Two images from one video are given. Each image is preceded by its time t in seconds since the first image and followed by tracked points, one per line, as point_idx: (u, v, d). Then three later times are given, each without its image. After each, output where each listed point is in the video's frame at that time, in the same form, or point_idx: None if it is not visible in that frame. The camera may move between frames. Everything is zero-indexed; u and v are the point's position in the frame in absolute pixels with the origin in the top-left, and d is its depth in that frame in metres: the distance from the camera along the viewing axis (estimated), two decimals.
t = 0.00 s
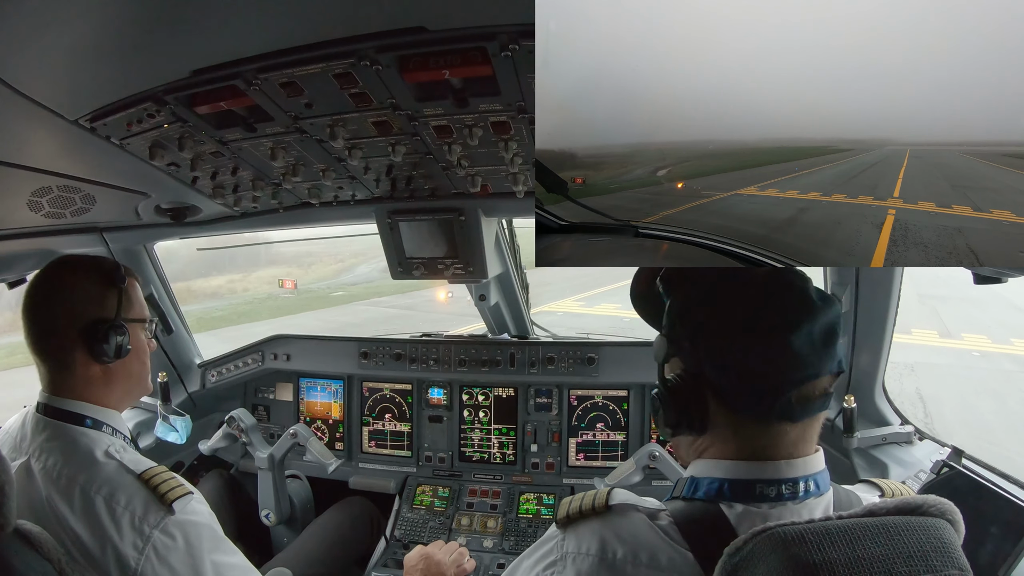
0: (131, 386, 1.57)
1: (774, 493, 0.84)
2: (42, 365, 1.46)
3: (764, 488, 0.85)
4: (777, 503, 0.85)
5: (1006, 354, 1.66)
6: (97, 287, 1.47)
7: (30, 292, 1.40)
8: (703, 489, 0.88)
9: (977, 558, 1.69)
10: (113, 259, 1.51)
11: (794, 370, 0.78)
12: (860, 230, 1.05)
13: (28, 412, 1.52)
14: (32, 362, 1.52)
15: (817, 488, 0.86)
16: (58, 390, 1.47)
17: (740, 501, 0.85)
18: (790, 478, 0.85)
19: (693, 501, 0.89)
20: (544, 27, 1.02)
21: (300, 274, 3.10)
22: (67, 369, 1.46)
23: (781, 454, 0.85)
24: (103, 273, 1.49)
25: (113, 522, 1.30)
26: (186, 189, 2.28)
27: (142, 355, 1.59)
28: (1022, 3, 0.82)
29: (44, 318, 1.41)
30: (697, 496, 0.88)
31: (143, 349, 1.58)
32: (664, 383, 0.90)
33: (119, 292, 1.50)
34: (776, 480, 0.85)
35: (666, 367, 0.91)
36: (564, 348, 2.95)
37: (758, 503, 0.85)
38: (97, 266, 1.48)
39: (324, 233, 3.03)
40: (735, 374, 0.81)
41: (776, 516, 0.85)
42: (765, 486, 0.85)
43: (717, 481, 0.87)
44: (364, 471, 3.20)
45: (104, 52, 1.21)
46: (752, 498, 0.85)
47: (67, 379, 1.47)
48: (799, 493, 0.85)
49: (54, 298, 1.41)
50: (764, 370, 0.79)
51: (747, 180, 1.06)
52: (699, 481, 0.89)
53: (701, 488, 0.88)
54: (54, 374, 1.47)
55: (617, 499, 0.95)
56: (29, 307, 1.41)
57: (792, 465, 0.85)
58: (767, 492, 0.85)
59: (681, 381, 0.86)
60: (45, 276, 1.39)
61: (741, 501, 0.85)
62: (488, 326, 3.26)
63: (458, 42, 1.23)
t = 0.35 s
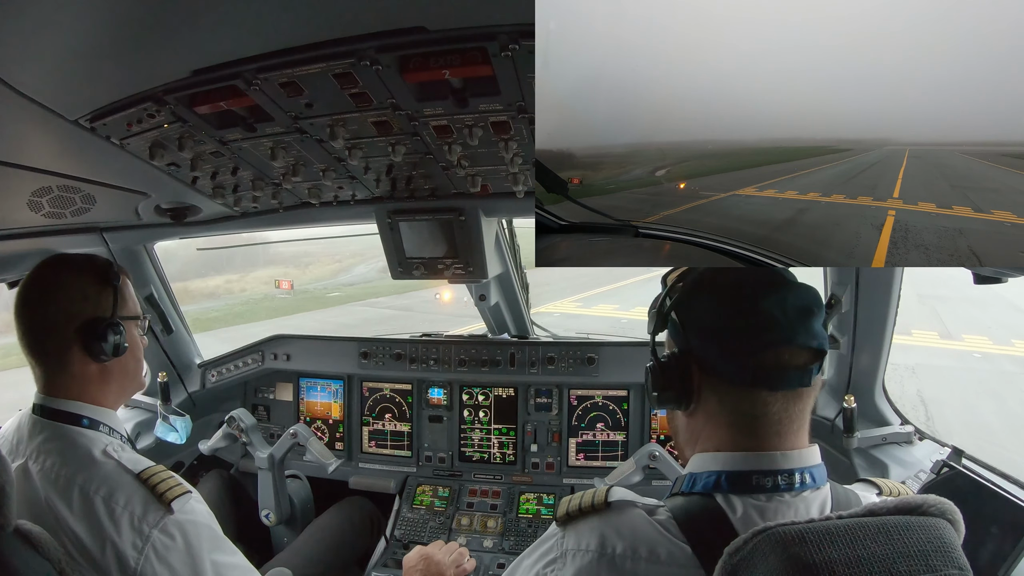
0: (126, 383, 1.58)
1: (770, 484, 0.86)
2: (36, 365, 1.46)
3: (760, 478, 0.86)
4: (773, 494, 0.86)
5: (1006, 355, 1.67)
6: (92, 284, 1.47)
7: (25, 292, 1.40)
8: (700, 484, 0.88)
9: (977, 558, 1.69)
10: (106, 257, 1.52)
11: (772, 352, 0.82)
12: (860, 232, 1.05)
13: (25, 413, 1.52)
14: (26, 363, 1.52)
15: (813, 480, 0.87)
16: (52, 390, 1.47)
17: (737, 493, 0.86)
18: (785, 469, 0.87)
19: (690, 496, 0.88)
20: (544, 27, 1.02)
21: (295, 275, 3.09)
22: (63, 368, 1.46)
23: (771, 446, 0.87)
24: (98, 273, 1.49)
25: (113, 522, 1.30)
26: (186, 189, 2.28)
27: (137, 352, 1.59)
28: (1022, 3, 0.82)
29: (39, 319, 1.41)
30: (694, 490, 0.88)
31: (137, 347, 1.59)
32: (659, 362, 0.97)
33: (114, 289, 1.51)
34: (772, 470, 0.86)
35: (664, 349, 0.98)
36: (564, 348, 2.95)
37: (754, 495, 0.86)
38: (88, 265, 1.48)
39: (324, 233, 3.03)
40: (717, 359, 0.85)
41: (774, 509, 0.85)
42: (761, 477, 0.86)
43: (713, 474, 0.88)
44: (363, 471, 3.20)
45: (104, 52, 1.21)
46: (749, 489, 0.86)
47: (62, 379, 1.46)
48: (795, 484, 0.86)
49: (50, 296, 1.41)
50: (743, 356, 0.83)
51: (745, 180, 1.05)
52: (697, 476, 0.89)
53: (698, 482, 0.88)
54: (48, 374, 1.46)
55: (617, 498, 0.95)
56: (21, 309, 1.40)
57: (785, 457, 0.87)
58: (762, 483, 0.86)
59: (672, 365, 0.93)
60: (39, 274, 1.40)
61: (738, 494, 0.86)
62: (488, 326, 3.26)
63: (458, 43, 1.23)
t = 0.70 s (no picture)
0: (123, 382, 1.58)
1: (770, 483, 0.86)
2: (34, 367, 1.46)
3: (760, 478, 0.86)
4: (773, 493, 0.86)
5: (1009, 356, 1.65)
6: (90, 285, 1.47)
7: (21, 293, 1.39)
8: (701, 484, 0.88)
9: (977, 558, 1.69)
10: (101, 258, 1.49)
11: (772, 350, 0.82)
12: (861, 234, 1.05)
13: (22, 415, 1.51)
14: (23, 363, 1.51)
15: (813, 480, 0.87)
16: (50, 390, 1.47)
17: (736, 492, 0.86)
18: (786, 468, 0.87)
19: (690, 496, 0.89)
20: (544, 27, 1.02)
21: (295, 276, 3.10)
22: (61, 369, 1.46)
23: (771, 445, 0.87)
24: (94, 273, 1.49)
25: (110, 523, 1.30)
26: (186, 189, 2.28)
27: (134, 351, 1.59)
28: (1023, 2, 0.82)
29: (37, 323, 1.41)
30: (695, 490, 0.89)
31: (134, 346, 1.59)
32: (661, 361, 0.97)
33: (112, 289, 1.51)
34: (773, 471, 0.86)
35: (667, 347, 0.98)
36: (564, 348, 2.95)
37: (754, 493, 0.86)
38: (87, 265, 1.47)
39: (324, 232, 3.03)
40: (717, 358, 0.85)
41: (774, 509, 0.85)
42: (762, 476, 0.86)
43: (714, 473, 0.88)
44: (363, 471, 3.20)
45: (105, 52, 1.21)
46: (749, 489, 0.86)
47: (60, 379, 1.46)
48: (795, 484, 0.86)
49: (48, 298, 1.40)
50: (744, 354, 0.83)
51: (745, 180, 1.05)
52: (698, 476, 0.89)
53: (699, 482, 0.89)
54: (46, 375, 1.46)
55: (617, 497, 0.95)
56: (17, 312, 1.39)
57: (785, 456, 0.87)
58: (763, 482, 0.86)
59: (674, 363, 0.93)
60: (34, 274, 1.39)
61: (738, 494, 0.86)
62: (488, 326, 3.26)
63: (458, 43, 1.23)
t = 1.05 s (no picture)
0: (123, 382, 1.58)
1: (769, 483, 0.86)
2: (34, 368, 1.46)
3: (759, 478, 0.86)
4: (773, 493, 0.86)
5: (1011, 359, 1.65)
6: (89, 285, 1.46)
7: (19, 295, 1.39)
8: (700, 483, 0.88)
9: (977, 558, 1.69)
10: (96, 256, 1.48)
11: (772, 352, 0.82)
12: (860, 235, 1.05)
13: (21, 416, 1.51)
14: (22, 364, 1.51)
15: (812, 479, 0.87)
16: (50, 391, 1.47)
17: (735, 492, 0.86)
18: (785, 468, 0.87)
19: (689, 496, 0.89)
20: (544, 27, 1.02)
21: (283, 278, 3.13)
22: (61, 371, 1.46)
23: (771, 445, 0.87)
24: (90, 273, 1.48)
25: (110, 523, 1.30)
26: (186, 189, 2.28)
27: (133, 351, 1.59)
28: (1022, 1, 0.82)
29: (36, 325, 1.41)
30: (694, 490, 0.89)
31: (133, 347, 1.59)
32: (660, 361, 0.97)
33: (109, 290, 1.50)
34: (772, 470, 0.86)
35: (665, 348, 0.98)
36: (564, 348, 2.95)
37: (753, 493, 0.86)
38: (82, 265, 1.46)
39: (324, 232, 3.03)
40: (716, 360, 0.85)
41: (773, 509, 0.85)
42: (761, 476, 0.86)
43: (713, 473, 0.88)
44: (363, 471, 3.20)
45: (105, 52, 1.21)
46: (749, 490, 0.86)
47: (60, 381, 1.46)
48: (794, 484, 0.86)
49: (46, 299, 1.40)
50: (744, 355, 0.83)
51: (744, 180, 1.05)
52: (697, 476, 0.89)
53: (699, 482, 0.89)
54: (46, 376, 1.46)
55: (617, 496, 0.95)
56: (15, 314, 1.39)
57: (783, 456, 0.87)
58: (762, 482, 0.86)
59: (672, 363, 0.93)
60: (33, 274, 1.39)
61: (737, 494, 0.86)
62: (488, 326, 3.26)
63: (458, 43, 1.23)
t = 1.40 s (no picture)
0: (123, 382, 1.58)
1: (769, 485, 0.86)
2: (34, 368, 1.46)
3: (759, 479, 0.86)
4: (774, 494, 0.86)
5: (1013, 360, 1.63)
6: (89, 286, 1.46)
7: (20, 296, 1.39)
8: (702, 483, 0.89)
9: (977, 558, 1.69)
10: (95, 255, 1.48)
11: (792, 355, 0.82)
12: (860, 235, 1.06)
13: (22, 416, 1.51)
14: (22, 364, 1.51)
15: (813, 482, 0.87)
16: (50, 391, 1.47)
17: (736, 492, 0.86)
18: (786, 471, 0.86)
19: (690, 495, 0.89)
20: (544, 27, 1.02)
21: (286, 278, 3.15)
22: (61, 371, 1.46)
23: (777, 447, 0.87)
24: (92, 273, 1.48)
25: (111, 522, 1.30)
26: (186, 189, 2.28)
27: (134, 352, 1.59)
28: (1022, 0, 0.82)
29: (37, 326, 1.40)
30: (695, 489, 0.90)
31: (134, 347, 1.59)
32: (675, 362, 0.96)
33: (110, 291, 1.50)
34: (774, 472, 0.86)
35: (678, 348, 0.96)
36: (564, 348, 2.95)
37: (753, 494, 0.86)
38: (83, 265, 1.46)
39: (324, 232, 3.03)
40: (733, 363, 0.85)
41: (773, 510, 0.85)
42: (761, 478, 0.86)
43: (714, 473, 0.89)
44: (364, 471, 3.21)
45: (105, 52, 1.21)
46: (749, 491, 0.86)
47: (60, 381, 1.46)
48: (795, 486, 0.86)
49: (47, 300, 1.40)
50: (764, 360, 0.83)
51: (744, 181, 1.05)
52: (699, 475, 0.91)
53: (700, 482, 0.90)
54: (46, 376, 1.46)
55: (617, 496, 0.95)
56: (15, 314, 1.39)
57: (786, 457, 0.86)
58: (762, 484, 0.86)
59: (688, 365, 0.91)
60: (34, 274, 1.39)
61: (738, 494, 0.86)
62: (488, 326, 3.26)
63: (458, 43, 1.23)
